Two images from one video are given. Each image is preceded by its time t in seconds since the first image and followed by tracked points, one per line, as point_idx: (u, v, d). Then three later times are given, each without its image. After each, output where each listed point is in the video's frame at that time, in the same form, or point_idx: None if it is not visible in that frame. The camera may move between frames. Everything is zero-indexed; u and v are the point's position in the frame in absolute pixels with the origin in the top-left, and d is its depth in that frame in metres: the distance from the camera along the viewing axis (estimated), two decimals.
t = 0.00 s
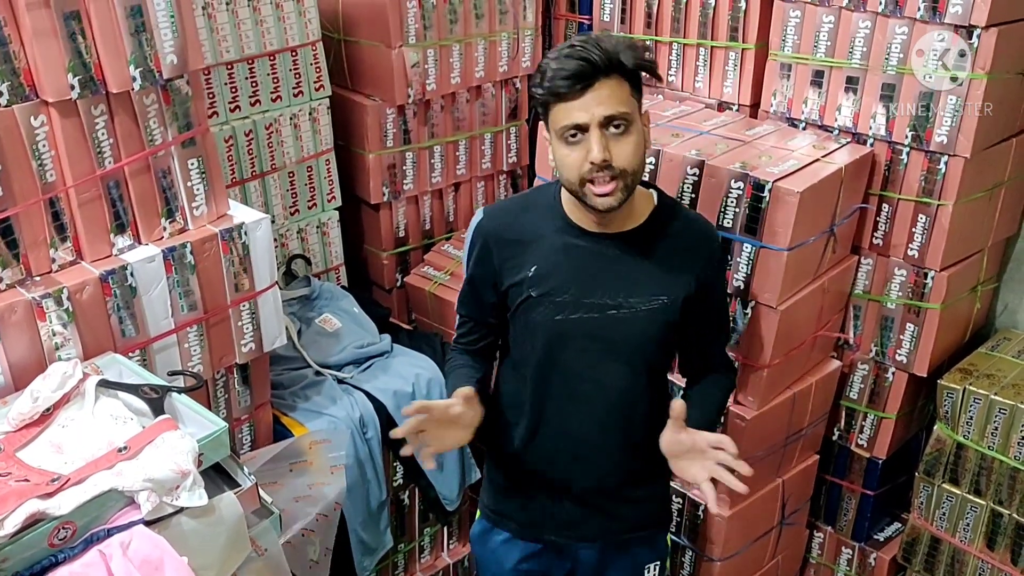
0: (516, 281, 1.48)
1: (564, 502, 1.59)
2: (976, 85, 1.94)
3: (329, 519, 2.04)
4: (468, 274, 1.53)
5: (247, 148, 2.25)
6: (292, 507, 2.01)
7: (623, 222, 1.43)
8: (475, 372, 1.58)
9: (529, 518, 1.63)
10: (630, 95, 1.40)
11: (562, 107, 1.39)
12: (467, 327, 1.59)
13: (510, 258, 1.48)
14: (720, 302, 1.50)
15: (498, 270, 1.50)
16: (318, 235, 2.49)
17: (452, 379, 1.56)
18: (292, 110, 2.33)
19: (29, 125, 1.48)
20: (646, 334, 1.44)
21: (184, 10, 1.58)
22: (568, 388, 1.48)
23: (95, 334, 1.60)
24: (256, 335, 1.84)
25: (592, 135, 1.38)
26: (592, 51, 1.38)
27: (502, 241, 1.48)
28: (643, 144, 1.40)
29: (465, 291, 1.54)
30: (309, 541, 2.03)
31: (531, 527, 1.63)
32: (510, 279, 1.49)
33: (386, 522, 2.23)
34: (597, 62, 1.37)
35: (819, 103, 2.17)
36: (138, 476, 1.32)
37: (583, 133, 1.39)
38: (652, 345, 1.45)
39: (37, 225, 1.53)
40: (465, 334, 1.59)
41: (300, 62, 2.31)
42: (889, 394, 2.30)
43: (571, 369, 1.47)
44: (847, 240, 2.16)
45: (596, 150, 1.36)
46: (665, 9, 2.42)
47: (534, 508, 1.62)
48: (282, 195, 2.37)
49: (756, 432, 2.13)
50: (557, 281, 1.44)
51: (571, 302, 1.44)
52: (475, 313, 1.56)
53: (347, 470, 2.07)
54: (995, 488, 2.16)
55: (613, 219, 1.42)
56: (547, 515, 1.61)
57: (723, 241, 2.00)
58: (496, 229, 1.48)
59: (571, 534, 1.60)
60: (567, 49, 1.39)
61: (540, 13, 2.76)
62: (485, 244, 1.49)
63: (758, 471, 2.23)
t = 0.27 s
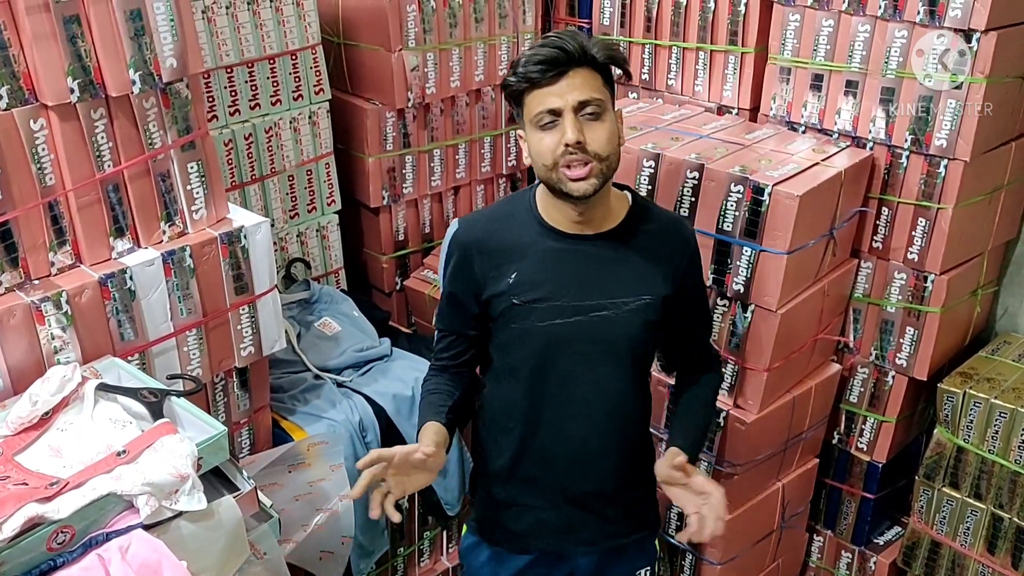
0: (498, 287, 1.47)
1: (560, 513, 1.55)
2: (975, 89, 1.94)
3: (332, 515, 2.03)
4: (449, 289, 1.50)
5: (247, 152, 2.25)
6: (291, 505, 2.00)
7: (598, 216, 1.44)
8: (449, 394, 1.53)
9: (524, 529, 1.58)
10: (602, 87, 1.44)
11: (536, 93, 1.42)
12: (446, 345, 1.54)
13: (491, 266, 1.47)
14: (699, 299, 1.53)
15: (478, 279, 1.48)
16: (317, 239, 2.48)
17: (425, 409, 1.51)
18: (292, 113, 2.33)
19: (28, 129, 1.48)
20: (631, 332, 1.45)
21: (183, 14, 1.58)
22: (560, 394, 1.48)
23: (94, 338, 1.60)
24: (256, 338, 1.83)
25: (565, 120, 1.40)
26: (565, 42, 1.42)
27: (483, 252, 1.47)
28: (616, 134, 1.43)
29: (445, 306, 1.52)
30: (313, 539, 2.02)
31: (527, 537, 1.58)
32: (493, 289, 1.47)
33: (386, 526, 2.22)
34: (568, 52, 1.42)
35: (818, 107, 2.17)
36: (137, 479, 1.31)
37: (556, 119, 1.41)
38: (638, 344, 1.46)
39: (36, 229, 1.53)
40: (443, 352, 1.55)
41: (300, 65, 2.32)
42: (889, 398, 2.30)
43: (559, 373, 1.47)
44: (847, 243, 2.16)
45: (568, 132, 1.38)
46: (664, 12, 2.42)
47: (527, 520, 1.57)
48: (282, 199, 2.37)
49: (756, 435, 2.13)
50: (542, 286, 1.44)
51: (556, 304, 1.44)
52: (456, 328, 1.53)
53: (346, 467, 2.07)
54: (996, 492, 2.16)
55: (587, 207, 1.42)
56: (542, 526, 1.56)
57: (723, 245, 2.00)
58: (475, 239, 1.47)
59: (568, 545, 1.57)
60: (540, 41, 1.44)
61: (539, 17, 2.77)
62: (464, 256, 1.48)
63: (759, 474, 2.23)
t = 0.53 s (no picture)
0: (487, 284, 1.47)
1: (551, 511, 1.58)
2: (976, 89, 1.94)
3: (329, 527, 2.02)
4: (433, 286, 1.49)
5: (246, 151, 2.24)
6: (292, 514, 2.00)
7: (583, 214, 1.47)
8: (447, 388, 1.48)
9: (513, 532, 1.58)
10: (600, 85, 1.45)
11: (533, 81, 1.44)
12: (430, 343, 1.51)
13: (480, 263, 1.47)
14: (682, 297, 1.56)
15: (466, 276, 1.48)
16: (317, 238, 2.48)
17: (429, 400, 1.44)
18: (292, 113, 2.33)
19: (28, 128, 1.47)
20: (617, 329, 1.47)
21: (183, 14, 1.58)
22: (548, 391, 1.49)
23: (94, 338, 1.60)
24: (255, 338, 1.83)
25: (556, 112, 1.42)
26: (569, 35, 1.43)
27: (472, 248, 1.47)
28: (605, 133, 1.44)
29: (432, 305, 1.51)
30: (307, 548, 2.02)
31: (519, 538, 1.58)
32: (481, 286, 1.47)
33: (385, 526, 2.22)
34: (570, 45, 1.43)
35: (819, 107, 2.17)
36: (137, 480, 1.31)
37: (549, 110, 1.43)
38: (624, 341, 1.49)
39: (36, 229, 1.53)
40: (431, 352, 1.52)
41: (300, 65, 2.31)
42: (888, 398, 2.30)
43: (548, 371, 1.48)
44: (847, 243, 2.16)
45: (556, 124, 1.40)
46: (664, 12, 2.42)
47: (517, 518, 1.58)
48: (281, 198, 2.37)
49: (757, 436, 2.12)
50: (531, 283, 1.45)
51: (544, 302, 1.45)
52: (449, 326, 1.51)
53: (346, 475, 2.07)
54: (996, 492, 2.16)
55: (568, 202, 1.44)
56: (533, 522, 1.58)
57: (723, 245, 2.00)
58: (466, 235, 1.47)
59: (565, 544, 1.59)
60: (546, 32, 1.45)
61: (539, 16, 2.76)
62: (452, 253, 1.48)
63: (759, 475, 2.23)
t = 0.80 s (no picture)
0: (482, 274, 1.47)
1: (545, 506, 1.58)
2: (975, 89, 1.94)
3: (328, 525, 2.02)
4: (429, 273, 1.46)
5: (246, 151, 2.24)
6: (290, 513, 1.99)
7: (579, 208, 1.47)
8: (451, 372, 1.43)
9: (509, 529, 1.58)
10: (601, 82, 1.45)
11: (534, 74, 1.44)
12: (428, 325, 1.45)
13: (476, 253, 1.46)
14: (679, 294, 1.56)
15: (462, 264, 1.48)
16: (316, 238, 2.48)
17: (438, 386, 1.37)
18: (291, 112, 2.33)
19: (28, 128, 1.47)
20: (611, 323, 1.48)
21: (182, 13, 1.57)
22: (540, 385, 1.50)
23: (93, 337, 1.60)
24: (255, 338, 1.83)
25: (556, 106, 1.42)
26: (572, 31, 1.44)
27: (468, 238, 1.46)
28: (603, 130, 1.44)
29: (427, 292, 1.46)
30: (306, 547, 2.01)
31: (515, 535, 1.58)
32: (476, 276, 1.47)
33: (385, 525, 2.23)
34: (573, 41, 1.43)
35: (818, 107, 2.17)
36: (136, 479, 1.31)
37: (548, 104, 1.43)
38: (618, 336, 1.49)
39: (36, 228, 1.53)
40: (427, 334, 1.45)
41: (299, 64, 2.31)
42: (888, 398, 2.30)
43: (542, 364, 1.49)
44: (847, 243, 2.16)
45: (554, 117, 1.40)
46: (664, 11, 2.42)
47: (512, 514, 1.58)
48: (281, 198, 2.37)
49: (756, 435, 2.13)
50: (525, 276, 1.45)
51: (539, 295, 1.46)
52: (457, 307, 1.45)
53: (345, 474, 2.07)
54: (995, 492, 2.16)
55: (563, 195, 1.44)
56: (528, 519, 1.58)
57: (722, 244, 2.00)
58: (464, 224, 1.47)
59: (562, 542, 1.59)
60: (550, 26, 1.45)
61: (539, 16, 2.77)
62: (448, 241, 1.46)
63: (758, 474, 2.23)
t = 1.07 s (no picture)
0: (483, 273, 1.47)
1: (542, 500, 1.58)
2: (974, 88, 1.94)
3: (329, 526, 2.02)
4: (429, 270, 1.46)
5: (245, 150, 2.24)
6: (289, 513, 2.00)
7: (581, 207, 1.47)
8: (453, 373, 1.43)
9: (506, 521, 1.58)
10: (607, 81, 1.46)
11: (540, 71, 1.44)
12: (427, 324, 1.44)
13: (477, 251, 1.46)
14: (679, 292, 1.56)
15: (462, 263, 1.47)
16: (316, 237, 2.48)
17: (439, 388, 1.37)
18: (290, 111, 2.33)
19: (27, 127, 1.47)
20: (611, 322, 1.48)
21: (181, 12, 1.57)
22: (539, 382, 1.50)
23: (92, 336, 1.60)
24: (254, 337, 1.83)
25: (563, 104, 1.42)
26: (580, 29, 1.44)
27: (469, 235, 1.46)
28: (609, 129, 1.45)
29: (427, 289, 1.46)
30: (307, 547, 2.02)
31: (512, 527, 1.58)
32: (476, 274, 1.47)
33: (384, 525, 2.22)
34: (580, 39, 1.43)
35: (817, 106, 2.17)
36: (135, 478, 1.31)
37: (555, 102, 1.43)
38: (617, 335, 1.50)
39: (35, 227, 1.53)
40: (426, 334, 1.44)
41: (299, 63, 2.31)
42: (887, 397, 2.30)
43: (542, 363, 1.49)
44: (846, 242, 2.16)
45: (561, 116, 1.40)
46: (663, 11, 2.42)
47: (509, 508, 1.58)
48: (280, 197, 2.37)
49: (755, 434, 2.13)
50: (525, 274, 1.46)
51: (538, 293, 1.46)
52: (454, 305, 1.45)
53: (344, 473, 2.06)
54: (994, 491, 2.16)
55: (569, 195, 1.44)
56: (525, 512, 1.58)
57: (721, 244, 2.01)
58: (466, 221, 1.47)
59: (558, 534, 1.59)
60: (557, 23, 1.45)
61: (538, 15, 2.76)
62: (450, 238, 1.46)
63: (758, 473, 2.23)
